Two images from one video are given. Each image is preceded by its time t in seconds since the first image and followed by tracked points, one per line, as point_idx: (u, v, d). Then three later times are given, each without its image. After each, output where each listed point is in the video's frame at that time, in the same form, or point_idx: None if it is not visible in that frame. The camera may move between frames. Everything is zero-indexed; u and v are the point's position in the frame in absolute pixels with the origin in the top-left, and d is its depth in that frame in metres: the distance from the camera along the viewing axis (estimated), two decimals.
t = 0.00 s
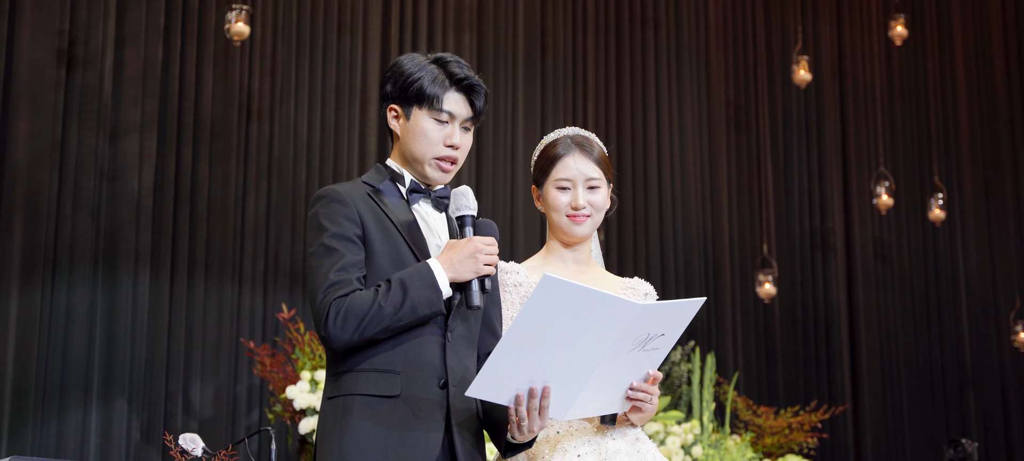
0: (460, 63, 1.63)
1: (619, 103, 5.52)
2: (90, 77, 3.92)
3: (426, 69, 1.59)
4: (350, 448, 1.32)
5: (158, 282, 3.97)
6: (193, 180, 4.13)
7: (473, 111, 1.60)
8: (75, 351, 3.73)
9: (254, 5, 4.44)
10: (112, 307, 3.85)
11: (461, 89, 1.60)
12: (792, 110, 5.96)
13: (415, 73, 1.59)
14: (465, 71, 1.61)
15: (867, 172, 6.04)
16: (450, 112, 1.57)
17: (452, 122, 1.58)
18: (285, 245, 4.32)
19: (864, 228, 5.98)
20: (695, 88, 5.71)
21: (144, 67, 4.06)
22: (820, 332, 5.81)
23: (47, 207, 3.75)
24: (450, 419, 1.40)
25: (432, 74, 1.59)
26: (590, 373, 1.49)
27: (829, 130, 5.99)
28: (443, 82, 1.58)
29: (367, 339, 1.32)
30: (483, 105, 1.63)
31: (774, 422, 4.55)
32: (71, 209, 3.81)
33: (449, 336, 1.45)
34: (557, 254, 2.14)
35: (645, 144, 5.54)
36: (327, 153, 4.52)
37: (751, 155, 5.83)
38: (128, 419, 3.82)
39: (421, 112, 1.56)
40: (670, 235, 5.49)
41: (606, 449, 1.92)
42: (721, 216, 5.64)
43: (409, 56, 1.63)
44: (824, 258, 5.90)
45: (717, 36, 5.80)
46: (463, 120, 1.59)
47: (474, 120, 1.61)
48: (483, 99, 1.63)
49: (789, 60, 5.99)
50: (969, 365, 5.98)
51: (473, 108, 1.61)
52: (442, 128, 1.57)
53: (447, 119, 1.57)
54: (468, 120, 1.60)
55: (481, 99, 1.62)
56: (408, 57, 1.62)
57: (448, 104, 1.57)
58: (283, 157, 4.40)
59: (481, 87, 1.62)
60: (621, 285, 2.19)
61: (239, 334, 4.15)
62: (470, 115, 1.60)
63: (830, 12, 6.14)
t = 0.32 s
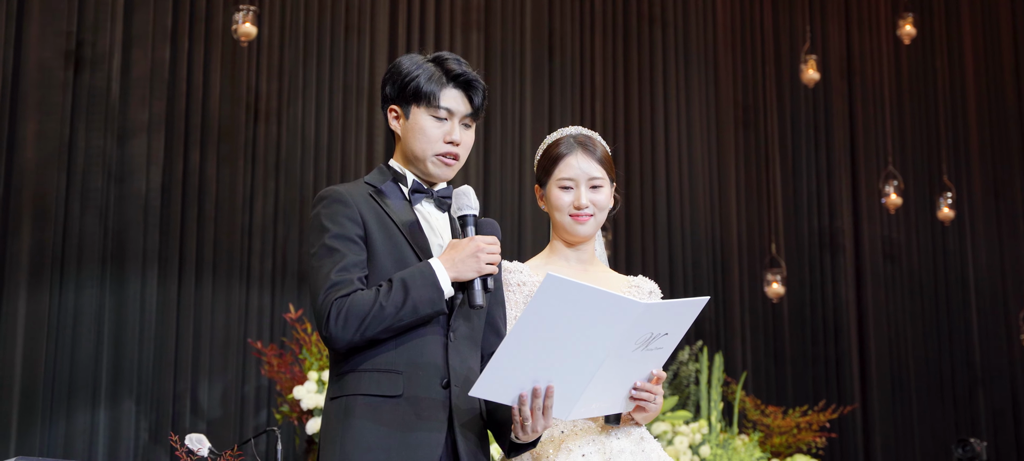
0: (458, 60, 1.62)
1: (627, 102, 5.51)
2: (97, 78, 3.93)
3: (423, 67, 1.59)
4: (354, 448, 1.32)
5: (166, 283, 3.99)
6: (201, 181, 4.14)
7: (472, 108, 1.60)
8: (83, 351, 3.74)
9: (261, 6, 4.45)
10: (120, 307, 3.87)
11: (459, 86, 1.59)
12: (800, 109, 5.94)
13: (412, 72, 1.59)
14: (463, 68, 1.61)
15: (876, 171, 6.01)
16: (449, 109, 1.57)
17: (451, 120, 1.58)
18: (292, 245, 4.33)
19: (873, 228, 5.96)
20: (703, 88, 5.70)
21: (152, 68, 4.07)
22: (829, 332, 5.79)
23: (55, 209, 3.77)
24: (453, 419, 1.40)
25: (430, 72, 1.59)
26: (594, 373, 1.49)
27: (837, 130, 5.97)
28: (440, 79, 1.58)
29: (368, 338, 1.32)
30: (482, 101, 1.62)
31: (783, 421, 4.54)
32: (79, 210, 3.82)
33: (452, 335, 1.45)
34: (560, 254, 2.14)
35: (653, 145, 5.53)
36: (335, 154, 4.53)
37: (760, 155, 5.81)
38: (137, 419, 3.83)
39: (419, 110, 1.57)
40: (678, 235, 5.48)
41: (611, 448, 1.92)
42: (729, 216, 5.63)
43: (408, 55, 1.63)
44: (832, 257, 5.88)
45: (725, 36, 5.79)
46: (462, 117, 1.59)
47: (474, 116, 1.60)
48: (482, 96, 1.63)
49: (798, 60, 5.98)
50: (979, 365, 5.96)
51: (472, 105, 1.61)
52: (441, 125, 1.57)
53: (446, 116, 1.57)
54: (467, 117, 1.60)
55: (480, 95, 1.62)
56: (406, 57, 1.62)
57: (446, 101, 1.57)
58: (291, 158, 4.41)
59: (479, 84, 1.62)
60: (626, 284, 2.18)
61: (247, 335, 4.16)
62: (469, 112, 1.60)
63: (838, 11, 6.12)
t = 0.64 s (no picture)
0: (457, 59, 1.62)
1: (635, 102, 5.50)
2: (105, 78, 3.94)
3: (421, 67, 1.59)
4: (356, 448, 1.32)
5: (174, 283, 4.00)
6: (208, 181, 4.15)
7: (471, 106, 1.60)
8: (92, 351, 3.75)
9: (269, 7, 4.46)
10: (128, 307, 3.88)
11: (458, 85, 1.59)
12: (809, 108, 5.92)
13: (410, 72, 1.58)
14: (461, 67, 1.60)
15: (885, 170, 5.98)
16: (446, 109, 1.57)
17: (450, 119, 1.58)
18: (300, 245, 4.33)
19: (882, 227, 5.94)
20: (711, 86, 5.68)
21: (159, 69, 4.08)
22: (838, 332, 5.76)
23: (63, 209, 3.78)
24: (456, 418, 1.40)
25: (428, 72, 1.58)
26: (597, 373, 1.49)
27: (846, 128, 5.94)
28: (438, 78, 1.58)
29: (370, 339, 1.32)
30: (481, 100, 1.62)
31: (791, 421, 4.52)
32: (87, 210, 3.84)
33: (454, 335, 1.45)
34: (564, 253, 2.14)
35: (661, 145, 5.51)
36: (343, 154, 4.54)
37: (769, 154, 5.79)
38: (145, 419, 3.84)
39: (418, 111, 1.56)
40: (686, 234, 5.47)
41: (614, 447, 1.93)
42: (738, 216, 5.61)
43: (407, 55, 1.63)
44: (842, 256, 5.85)
45: (733, 35, 5.77)
46: (461, 116, 1.58)
47: (473, 115, 1.60)
48: (481, 94, 1.62)
49: (806, 59, 5.95)
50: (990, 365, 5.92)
51: (471, 104, 1.60)
52: (440, 125, 1.56)
53: (444, 116, 1.57)
54: (466, 116, 1.59)
55: (478, 94, 1.62)
56: (405, 57, 1.62)
57: (444, 101, 1.57)
58: (299, 158, 4.42)
59: (477, 82, 1.62)
60: (630, 284, 2.18)
61: (255, 335, 4.18)
62: (468, 111, 1.59)
63: (847, 9, 6.09)
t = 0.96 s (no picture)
0: (459, 57, 1.62)
1: (643, 102, 5.50)
2: (112, 79, 3.94)
3: (423, 65, 1.59)
4: (357, 448, 1.32)
5: (181, 283, 4.01)
6: (216, 181, 4.16)
7: (473, 103, 1.60)
8: (99, 351, 3.76)
9: (275, 7, 4.47)
10: (134, 307, 3.89)
11: (459, 82, 1.59)
12: (817, 107, 5.90)
13: (412, 70, 1.58)
14: (463, 64, 1.60)
15: (894, 169, 5.95)
16: (449, 106, 1.56)
17: (452, 116, 1.57)
18: (307, 245, 4.34)
19: (890, 226, 5.91)
20: (719, 86, 5.66)
21: (166, 69, 4.09)
22: (846, 331, 5.74)
23: (70, 210, 3.79)
24: (458, 418, 1.40)
25: (429, 69, 1.59)
26: (599, 374, 1.48)
27: (854, 128, 5.91)
28: (440, 76, 1.58)
29: (371, 339, 1.32)
30: (483, 97, 1.62)
31: (799, 421, 4.50)
32: (93, 211, 3.84)
33: (456, 334, 1.45)
34: (566, 253, 2.14)
35: (669, 144, 5.50)
36: (350, 154, 4.55)
37: (776, 153, 5.77)
38: (151, 419, 3.85)
39: (420, 109, 1.56)
40: (694, 234, 5.46)
41: (616, 447, 1.93)
42: (745, 215, 5.60)
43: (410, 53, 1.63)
44: (849, 256, 5.83)
45: (741, 34, 5.75)
46: (463, 113, 1.58)
47: (475, 112, 1.60)
48: (483, 91, 1.62)
49: (813, 58, 5.94)
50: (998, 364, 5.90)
51: (473, 101, 1.60)
52: (442, 123, 1.56)
53: (446, 113, 1.56)
54: (469, 113, 1.59)
55: (480, 91, 1.61)
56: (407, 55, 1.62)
57: (446, 98, 1.57)
58: (306, 159, 4.43)
59: (479, 79, 1.61)
60: (633, 282, 2.18)
61: (262, 336, 4.19)
62: (470, 108, 1.59)
63: (855, 8, 6.07)
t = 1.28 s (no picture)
0: (470, 59, 1.62)
1: (650, 100, 5.49)
2: (118, 79, 3.96)
3: (435, 65, 1.59)
4: (358, 447, 1.32)
5: (188, 282, 4.02)
6: (222, 181, 4.18)
7: (481, 108, 1.60)
8: (105, 351, 3.78)
9: (281, 7, 4.47)
10: (141, 307, 3.90)
11: (469, 86, 1.59)
12: (824, 106, 5.88)
13: (423, 69, 1.58)
14: (474, 68, 1.60)
15: (901, 167, 5.93)
16: (457, 109, 1.56)
17: (460, 119, 1.57)
18: (313, 245, 4.35)
19: (898, 225, 5.89)
20: (725, 85, 5.65)
21: (172, 69, 4.10)
22: (854, 330, 5.72)
23: (76, 210, 3.80)
24: (459, 418, 1.40)
25: (441, 70, 1.58)
26: (600, 373, 1.48)
27: (862, 127, 5.89)
28: (451, 78, 1.58)
29: (372, 338, 1.32)
30: (492, 101, 1.62)
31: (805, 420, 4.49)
32: (100, 211, 3.86)
33: (458, 334, 1.45)
34: (567, 251, 2.14)
35: (676, 143, 5.49)
36: (356, 155, 4.56)
37: (783, 152, 5.76)
38: (158, 418, 3.87)
39: (428, 109, 1.56)
40: (701, 234, 5.45)
41: (617, 446, 1.93)
42: (752, 215, 5.58)
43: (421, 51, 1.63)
44: (857, 255, 5.81)
45: (748, 34, 5.74)
46: (471, 117, 1.58)
47: (483, 117, 1.60)
48: (492, 96, 1.62)
49: (821, 57, 5.92)
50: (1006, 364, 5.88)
51: (482, 105, 1.60)
52: (449, 125, 1.56)
53: (454, 116, 1.56)
54: (477, 117, 1.59)
55: (490, 96, 1.61)
56: (418, 53, 1.62)
57: (455, 101, 1.56)
58: (312, 159, 4.44)
59: (489, 84, 1.61)
60: (634, 280, 2.18)
61: (268, 335, 4.20)
62: (479, 112, 1.59)
63: (863, 7, 6.04)
